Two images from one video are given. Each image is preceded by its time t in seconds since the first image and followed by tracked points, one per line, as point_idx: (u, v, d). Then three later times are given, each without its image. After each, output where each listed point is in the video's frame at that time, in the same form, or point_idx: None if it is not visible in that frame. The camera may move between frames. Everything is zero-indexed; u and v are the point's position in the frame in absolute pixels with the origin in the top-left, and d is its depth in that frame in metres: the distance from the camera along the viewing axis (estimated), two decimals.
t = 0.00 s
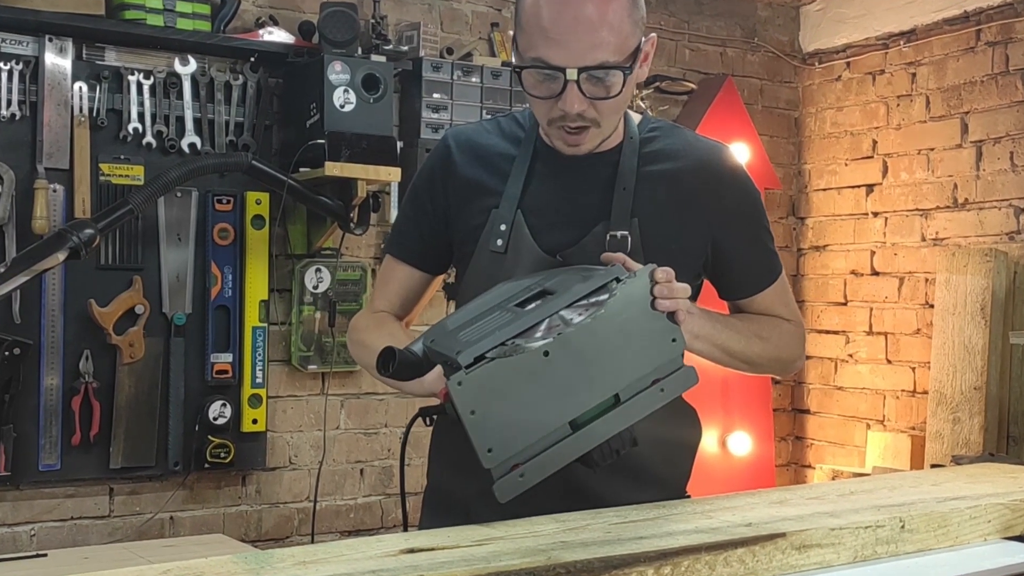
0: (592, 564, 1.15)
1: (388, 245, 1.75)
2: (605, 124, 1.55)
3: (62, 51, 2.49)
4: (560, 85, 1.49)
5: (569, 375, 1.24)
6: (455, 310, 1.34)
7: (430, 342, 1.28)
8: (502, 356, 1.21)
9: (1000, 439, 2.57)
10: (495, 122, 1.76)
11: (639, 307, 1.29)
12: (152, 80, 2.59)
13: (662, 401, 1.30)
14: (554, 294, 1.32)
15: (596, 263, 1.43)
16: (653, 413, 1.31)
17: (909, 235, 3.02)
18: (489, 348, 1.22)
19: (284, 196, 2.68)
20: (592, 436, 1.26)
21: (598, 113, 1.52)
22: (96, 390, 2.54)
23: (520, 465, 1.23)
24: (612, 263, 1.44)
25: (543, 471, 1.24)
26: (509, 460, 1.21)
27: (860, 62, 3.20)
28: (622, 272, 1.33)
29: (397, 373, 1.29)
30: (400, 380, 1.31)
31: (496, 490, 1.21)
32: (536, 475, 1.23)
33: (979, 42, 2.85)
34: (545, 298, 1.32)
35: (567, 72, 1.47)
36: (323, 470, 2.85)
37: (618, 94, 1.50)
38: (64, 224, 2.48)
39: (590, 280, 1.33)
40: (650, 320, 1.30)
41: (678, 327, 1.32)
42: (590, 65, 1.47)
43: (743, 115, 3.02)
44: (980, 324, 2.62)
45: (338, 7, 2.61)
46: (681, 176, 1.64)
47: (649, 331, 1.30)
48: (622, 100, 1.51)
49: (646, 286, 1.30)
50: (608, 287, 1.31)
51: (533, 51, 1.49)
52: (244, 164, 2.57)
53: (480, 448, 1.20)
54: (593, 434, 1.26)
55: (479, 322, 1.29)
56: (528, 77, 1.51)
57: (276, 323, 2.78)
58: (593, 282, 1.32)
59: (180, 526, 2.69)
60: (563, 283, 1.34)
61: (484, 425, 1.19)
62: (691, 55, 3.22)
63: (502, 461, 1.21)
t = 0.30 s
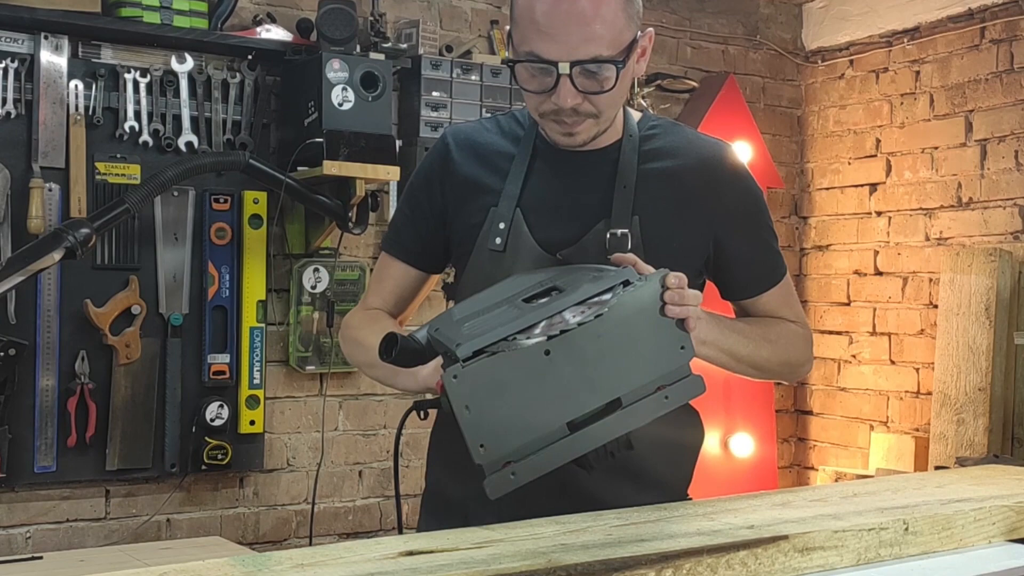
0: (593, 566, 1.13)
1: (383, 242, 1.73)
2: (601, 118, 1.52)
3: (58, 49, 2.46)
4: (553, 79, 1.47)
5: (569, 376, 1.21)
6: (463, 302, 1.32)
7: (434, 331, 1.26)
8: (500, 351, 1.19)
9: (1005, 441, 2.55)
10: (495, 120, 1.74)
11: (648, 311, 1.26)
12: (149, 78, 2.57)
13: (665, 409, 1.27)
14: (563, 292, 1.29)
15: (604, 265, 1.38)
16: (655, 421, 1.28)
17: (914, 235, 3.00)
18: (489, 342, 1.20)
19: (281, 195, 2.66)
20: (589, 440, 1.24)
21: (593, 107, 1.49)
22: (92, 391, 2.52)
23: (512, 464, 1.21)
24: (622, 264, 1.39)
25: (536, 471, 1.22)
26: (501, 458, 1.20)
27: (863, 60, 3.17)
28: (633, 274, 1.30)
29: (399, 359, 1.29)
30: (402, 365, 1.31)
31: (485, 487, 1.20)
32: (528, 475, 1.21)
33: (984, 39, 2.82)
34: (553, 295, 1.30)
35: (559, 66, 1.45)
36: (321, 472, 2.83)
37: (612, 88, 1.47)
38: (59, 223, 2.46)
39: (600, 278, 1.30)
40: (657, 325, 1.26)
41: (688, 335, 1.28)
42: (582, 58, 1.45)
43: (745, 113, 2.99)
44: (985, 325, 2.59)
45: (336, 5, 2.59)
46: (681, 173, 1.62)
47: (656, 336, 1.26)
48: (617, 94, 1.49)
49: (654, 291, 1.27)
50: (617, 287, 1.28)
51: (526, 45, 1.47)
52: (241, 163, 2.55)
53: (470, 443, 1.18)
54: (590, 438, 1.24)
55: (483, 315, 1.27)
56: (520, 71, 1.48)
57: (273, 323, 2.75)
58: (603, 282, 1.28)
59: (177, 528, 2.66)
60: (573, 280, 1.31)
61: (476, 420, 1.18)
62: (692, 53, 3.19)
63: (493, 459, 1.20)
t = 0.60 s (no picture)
0: (594, 568, 1.11)
1: (384, 241, 1.71)
2: (596, 116, 1.49)
3: (54, 46, 2.43)
4: (546, 76, 1.44)
5: (563, 379, 1.18)
6: (456, 299, 1.30)
7: (427, 332, 1.23)
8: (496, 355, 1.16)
9: (1010, 442, 2.52)
10: (496, 119, 1.71)
11: (642, 314, 1.24)
12: (145, 76, 2.54)
13: (658, 414, 1.25)
14: (558, 293, 1.27)
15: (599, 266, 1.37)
16: (647, 425, 1.26)
17: (917, 234, 2.97)
18: (483, 346, 1.17)
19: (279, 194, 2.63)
20: (582, 444, 1.21)
21: (586, 104, 1.47)
22: (88, 392, 2.49)
23: (505, 467, 1.18)
24: (617, 265, 1.38)
25: (528, 476, 1.19)
26: (494, 462, 1.17)
27: (866, 58, 3.15)
28: (627, 277, 1.28)
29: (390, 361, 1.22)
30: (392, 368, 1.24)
31: (477, 492, 1.16)
32: (520, 479, 1.18)
33: (988, 37, 2.80)
34: (549, 297, 1.27)
35: (552, 62, 1.43)
36: (319, 474, 2.80)
37: (605, 85, 1.45)
38: (55, 222, 2.43)
39: (595, 281, 1.28)
40: (651, 327, 1.25)
41: (680, 338, 1.27)
42: (575, 54, 1.43)
43: (747, 112, 2.96)
44: (989, 325, 2.57)
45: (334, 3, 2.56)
46: (684, 171, 1.59)
47: (650, 340, 1.25)
48: (611, 91, 1.46)
49: (649, 296, 1.25)
50: (613, 291, 1.26)
51: (519, 41, 1.45)
52: (238, 162, 2.52)
53: (464, 447, 1.15)
54: (584, 442, 1.21)
55: (476, 317, 1.24)
56: (515, 67, 1.47)
57: (271, 323, 2.72)
58: (598, 285, 1.27)
59: (174, 530, 2.64)
60: (568, 280, 1.29)
61: (470, 423, 1.15)
62: (694, 50, 3.17)
63: (485, 462, 1.16)
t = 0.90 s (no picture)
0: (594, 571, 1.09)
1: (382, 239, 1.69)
2: (596, 113, 1.47)
3: (49, 44, 2.41)
4: (544, 74, 1.42)
5: (567, 390, 1.17)
6: (452, 305, 1.27)
7: (427, 341, 1.20)
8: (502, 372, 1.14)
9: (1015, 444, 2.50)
10: (494, 116, 1.69)
11: (646, 322, 1.22)
12: (142, 74, 2.52)
13: (661, 416, 1.23)
14: (559, 299, 1.23)
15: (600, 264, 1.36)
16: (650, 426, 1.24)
17: (921, 234, 2.95)
18: (491, 360, 1.14)
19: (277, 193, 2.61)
20: (585, 451, 1.19)
21: (585, 103, 1.44)
22: (84, 393, 2.47)
23: (510, 476, 1.16)
24: (618, 263, 1.36)
25: (533, 483, 1.17)
26: (499, 472, 1.15)
27: (870, 56, 3.13)
28: (631, 283, 1.25)
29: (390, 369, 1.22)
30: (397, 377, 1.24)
31: (484, 504, 1.15)
32: (525, 487, 1.17)
33: (993, 34, 2.78)
34: (550, 301, 1.24)
35: (551, 60, 1.41)
36: (318, 476, 2.78)
37: (604, 83, 1.43)
38: (51, 222, 2.41)
39: (598, 285, 1.25)
40: (655, 333, 1.22)
41: (683, 342, 1.24)
42: (574, 52, 1.41)
43: (750, 110, 2.94)
44: (994, 325, 2.55)
45: None
46: (683, 167, 1.57)
47: (653, 344, 1.22)
48: (610, 89, 1.44)
49: (653, 302, 1.23)
50: (618, 299, 1.23)
51: (517, 40, 1.43)
52: (236, 161, 2.50)
53: (470, 461, 1.14)
54: (588, 448, 1.19)
55: (477, 323, 1.21)
56: (512, 66, 1.44)
57: (269, 323, 2.70)
58: (601, 292, 1.23)
59: (170, 532, 2.62)
60: (569, 285, 1.25)
61: (475, 437, 1.13)
62: (696, 48, 3.15)
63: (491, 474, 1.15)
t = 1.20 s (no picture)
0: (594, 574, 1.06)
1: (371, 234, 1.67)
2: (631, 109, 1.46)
3: (45, 42, 2.38)
4: (589, 77, 1.40)
5: (569, 425, 1.16)
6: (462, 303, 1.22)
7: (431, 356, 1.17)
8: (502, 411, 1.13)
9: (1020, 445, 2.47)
10: (489, 115, 1.66)
11: (654, 360, 1.18)
12: (138, 72, 2.49)
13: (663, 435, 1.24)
14: (564, 322, 1.17)
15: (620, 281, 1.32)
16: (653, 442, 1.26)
17: (925, 233, 2.93)
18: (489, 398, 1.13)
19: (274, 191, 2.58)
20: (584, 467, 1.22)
21: (627, 102, 1.43)
22: (80, 394, 2.44)
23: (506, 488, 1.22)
24: (639, 280, 1.33)
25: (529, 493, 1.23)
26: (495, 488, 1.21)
27: (873, 54, 3.10)
28: (642, 318, 1.18)
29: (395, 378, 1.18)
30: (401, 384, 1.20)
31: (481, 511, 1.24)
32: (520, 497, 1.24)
33: (998, 32, 2.75)
34: (557, 319, 1.18)
35: (599, 64, 1.38)
36: (316, 477, 2.75)
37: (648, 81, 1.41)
38: (46, 221, 2.38)
39: (608, 311, 1.18)
40: (661, 366, 1.19)
41: (694, 373, 1.21)
42: (622, 54, 1.38)
43: (753, 109, 2.92)
44: (999, 326, 2.52)
45: None
46: (679, 161, 1.55)
47: (660, 374, 1.19)
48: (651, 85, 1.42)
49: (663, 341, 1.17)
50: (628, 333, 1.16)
51: (559, 45, 1.40)
52: (233, 159, 2.48)
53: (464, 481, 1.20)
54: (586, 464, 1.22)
55: (481, 339, 1.17)
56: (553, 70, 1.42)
57: (266, 324, 2.67)
58: (607, 325, 1.16)
59: (167, 535, 2.59)
60: (579, 302, 1.19)
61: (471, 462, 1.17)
62: (698, 46, 3.12)
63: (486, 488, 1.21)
